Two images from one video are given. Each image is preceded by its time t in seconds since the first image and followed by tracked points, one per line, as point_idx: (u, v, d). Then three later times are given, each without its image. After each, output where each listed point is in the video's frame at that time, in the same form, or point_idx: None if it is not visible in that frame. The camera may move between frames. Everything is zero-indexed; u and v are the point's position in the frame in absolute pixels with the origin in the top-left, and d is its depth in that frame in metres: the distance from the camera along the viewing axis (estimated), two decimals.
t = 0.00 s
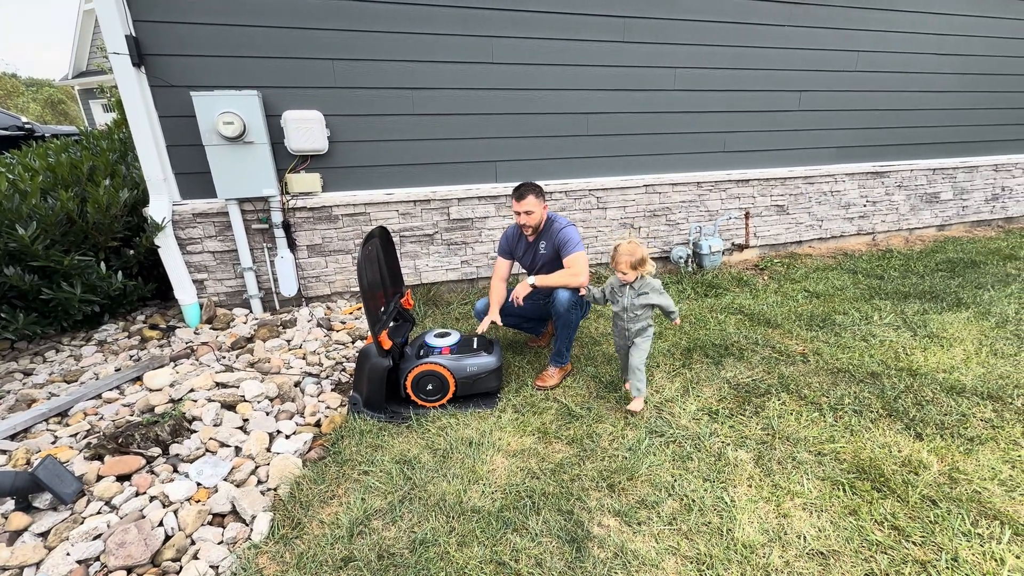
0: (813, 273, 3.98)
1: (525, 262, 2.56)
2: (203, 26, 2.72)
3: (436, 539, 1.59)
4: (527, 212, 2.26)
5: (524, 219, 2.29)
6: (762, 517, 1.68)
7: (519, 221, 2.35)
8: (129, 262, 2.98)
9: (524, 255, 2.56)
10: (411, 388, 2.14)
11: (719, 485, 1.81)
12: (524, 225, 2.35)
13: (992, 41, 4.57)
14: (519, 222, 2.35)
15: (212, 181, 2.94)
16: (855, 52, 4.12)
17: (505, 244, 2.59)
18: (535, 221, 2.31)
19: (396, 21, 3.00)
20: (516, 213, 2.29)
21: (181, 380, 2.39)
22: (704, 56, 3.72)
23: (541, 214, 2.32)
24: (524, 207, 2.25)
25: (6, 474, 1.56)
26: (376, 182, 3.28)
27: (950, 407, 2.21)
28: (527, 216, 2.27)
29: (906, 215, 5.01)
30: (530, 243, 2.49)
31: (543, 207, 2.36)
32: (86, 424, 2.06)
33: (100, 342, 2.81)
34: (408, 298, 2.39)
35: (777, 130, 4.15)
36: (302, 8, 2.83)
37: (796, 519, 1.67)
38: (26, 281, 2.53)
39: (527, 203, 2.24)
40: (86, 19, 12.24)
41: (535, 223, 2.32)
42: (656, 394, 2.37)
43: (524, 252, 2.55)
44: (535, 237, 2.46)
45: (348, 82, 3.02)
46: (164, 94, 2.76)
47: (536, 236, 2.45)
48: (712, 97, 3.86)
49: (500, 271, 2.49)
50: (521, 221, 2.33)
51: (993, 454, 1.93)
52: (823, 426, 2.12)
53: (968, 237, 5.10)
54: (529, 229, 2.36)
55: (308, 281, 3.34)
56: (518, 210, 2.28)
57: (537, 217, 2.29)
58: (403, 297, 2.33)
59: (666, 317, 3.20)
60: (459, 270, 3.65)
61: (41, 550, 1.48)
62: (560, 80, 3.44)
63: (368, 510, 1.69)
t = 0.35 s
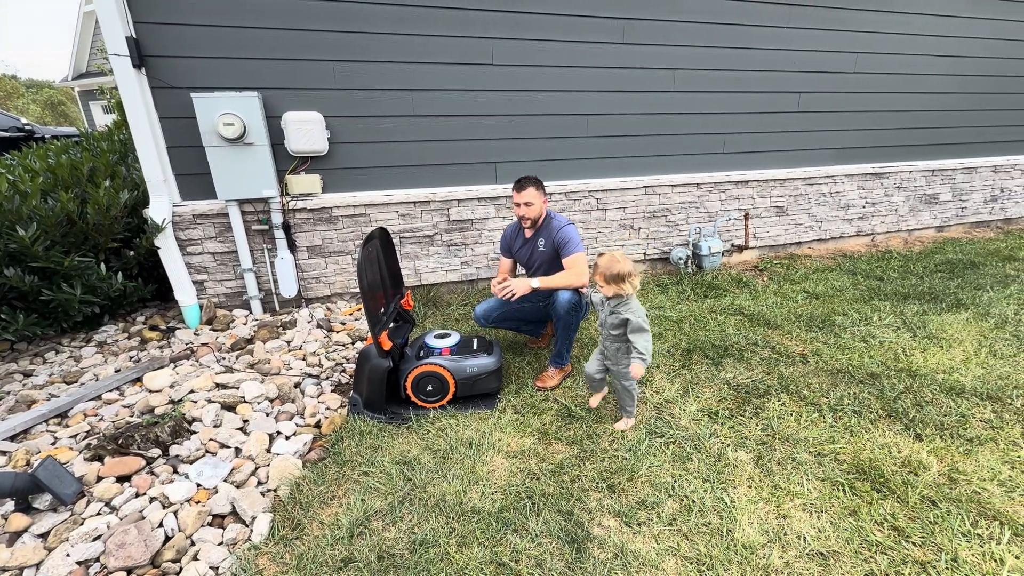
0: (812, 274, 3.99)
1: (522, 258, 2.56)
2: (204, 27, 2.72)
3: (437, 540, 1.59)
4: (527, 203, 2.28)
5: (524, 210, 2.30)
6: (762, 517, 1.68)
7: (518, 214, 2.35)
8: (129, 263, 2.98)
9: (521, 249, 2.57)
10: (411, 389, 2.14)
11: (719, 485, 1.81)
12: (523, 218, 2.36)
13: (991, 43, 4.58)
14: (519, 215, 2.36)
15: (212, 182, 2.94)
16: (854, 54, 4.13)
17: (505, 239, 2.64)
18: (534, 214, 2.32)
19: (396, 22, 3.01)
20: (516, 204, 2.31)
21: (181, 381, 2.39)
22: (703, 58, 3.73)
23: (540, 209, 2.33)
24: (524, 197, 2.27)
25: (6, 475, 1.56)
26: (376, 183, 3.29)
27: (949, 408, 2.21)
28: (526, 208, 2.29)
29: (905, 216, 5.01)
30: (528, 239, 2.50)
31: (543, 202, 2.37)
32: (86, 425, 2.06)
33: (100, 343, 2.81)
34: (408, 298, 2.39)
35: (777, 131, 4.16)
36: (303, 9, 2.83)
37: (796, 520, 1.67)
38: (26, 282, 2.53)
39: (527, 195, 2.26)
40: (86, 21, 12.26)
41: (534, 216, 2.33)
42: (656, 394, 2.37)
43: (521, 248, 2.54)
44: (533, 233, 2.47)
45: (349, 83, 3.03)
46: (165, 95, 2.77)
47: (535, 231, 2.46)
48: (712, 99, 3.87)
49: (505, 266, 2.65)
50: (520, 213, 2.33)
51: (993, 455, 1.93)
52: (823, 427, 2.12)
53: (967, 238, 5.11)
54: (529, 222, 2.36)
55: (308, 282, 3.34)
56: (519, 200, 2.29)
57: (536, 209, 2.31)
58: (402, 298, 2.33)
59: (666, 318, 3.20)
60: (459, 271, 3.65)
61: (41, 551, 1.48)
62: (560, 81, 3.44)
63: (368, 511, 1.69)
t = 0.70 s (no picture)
0: (812, 275, 4.00)
1: (521, 256, 2.55)
2: (204, 28, 2.73)
3: (437, 540, 1.59)
4: (530, 198, 2.30)
5: (527, 205, 2.31)
6: (762, 518, 1.68)
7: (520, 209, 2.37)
8: (129, 264, 2.99)
9: (521, 248, 2.56)
10: (411, 390, 2.15)
11: (719, 486, 1.81)
12: (525, 214, 2.37)
13: (990, 45, 4.60)
14: (520, 211, 2.37)
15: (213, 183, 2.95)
16: (853, 56, 4.15)
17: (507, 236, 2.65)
18: (536, 211, 2.33)
19: (396, 24, 3.01)
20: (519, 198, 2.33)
21: (181, 382, 2.39)
22: (703, 59, 3.74)
23: (542, 207, 2.34)
24: (527, 192, 2.28)
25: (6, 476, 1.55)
26: (376, 184, 3.29)
27: (949, 408, 2.21)
28: (528, 203, 2.30)
29: (904, 217, 5.02)
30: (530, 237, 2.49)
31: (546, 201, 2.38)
32: (86, 426, 2.06)
33: (101, 343, 2.81)
34: (408, 300, 2.40)
35: (776, 133, 4.17)
36: (303, 11, 2.84)
37: (796, 520, 1.67)
38: (27, 283, 2.53)
39: (529, 189, 2.28)
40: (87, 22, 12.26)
41: (535, 213, 2.34)
42: (655, 395, 2.37)
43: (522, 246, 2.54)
44: (534, 232, 2.47)
45: (349, 85, 3.04)
46: (165, 97, 2.77)
47: (536, 230, 2.45)
48: (711, 100, 3.88)
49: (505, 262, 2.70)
50: (522, 209, 2.35)
51: (992, 456, 1.93)
52: (822, 427, 2.12)
53: (966, 239, 5.12)
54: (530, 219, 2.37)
55: (308, 283, 3.34)
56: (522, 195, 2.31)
57: (538, 205, 2.32)
58: (402, 299, 2.33)
59: (666, 319, 3.21)
60: (459, 272, 3.66)
61: (41, 552, 1.48)
62: (560, 83, 3.45)
63: (368, 512, 1.69)
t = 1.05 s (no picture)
0: (811, 276, 4.00)
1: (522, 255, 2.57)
2: (205, 30, 2.73)
3: (437, 541, 1.59)
4: (532, 199, 2.29)
5: (528, 206, 2.31)
6: (761, 518, 1.68)
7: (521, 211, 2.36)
8: (129, 265, 2.99)
9: (522, 248, 2.58)
10: (411, 391, 2.15)
11: (718, 487, 1.82)
12: (526, 215, 2.37)
13: (988, 47, 4.62)
14: (522, 212, 2.36)
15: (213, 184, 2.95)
16: (852, 57, 4.16)
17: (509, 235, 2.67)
18: (537, 213, 2.32)
19: (396, 25, 3.02)
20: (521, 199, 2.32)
21: (181, 383, 2.40)
22: (702, 61, 3.76)
23: (543, 210, 2.33)
24: (528, 192, 2.28)
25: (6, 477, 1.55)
26: (376, 185, 3.30)
27: (948, 409, 2.22)
28: (531, 204, 2.29)
29: (903, 218, 5.03)
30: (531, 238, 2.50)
31: (549, 205, 2.36)
32: (86, 427, 2.06)
33: (100, 344, 2.81)
34: (409, 301, 2.40)
35: (775, 134, 4.18)
36: (303, 13, 2.85)
37: (795, 521, 1.67)
38: (27, 284, 2.53)
39: (532, 191, 2.26)
40: (87, 23, 12.27)
41: (536, 215, 2.33)
42: (655, 396, 2.38)
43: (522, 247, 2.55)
44: (536, 234, 2.46)
45: (349, 86, 3.04)
46: (166, 98, 2.78)
47: (537, 232, 2.45)
48: (710, 102, 3.89)
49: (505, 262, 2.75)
50: (524, 210, 2.34)
51: (991, 456, 1.94)
52: (821, 428, 2.13)
53: (965, 240, 5.14)
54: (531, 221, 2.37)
55: (308, 284, 3.35)
56: (523, 196, 2.30)
57: (540, 208, 2.31)
58: (402, 300, 2.33)
59: (665, 320, 3.21)
60: (458, 273, 3.66)
61: (41, 552, 1.48)
62: (559, 84, 3.46)
63: (368, 513, 1.70)
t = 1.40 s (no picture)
0: (810, 277, 4.01)
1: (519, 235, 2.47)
2: (205, 32, 2.73)
3: (436, 543, 1.59)
4: (523, 176, 2.16)
5: (520, 183, 2.18)
6: (761, 520, 1.69)
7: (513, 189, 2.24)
8: (129, 267, 2.99)
9: (518, 227, 2.47)
10: (411, 392, 2.16)
11: (718, 488, 1.82)
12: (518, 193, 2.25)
13: (985, 49, 4.64)
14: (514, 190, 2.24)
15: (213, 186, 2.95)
16: (850, 59, 4.17)
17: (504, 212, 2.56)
18: (531, 190, 2.21)
19: (395, 27, 3.03)
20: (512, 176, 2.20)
21: (180, 385, 2.40)
22: (701, 63, 3.77)
23: (536, 186, 2.21)
24: (520, 169, 2.16)
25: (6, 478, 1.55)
26: (376, 187, 3.30)
27: (946, 411, 2.22)
28: (523, 181, 2.18)
29: (902, 220, 5.04)
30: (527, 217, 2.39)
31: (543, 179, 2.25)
32: (86, 428, 2.06)
33: (100, 346, 2.81)
34: (408, 302, 2.41)
35: (774, 136, 4.19)
36: (303, 15, 2.85)
37: (795, 522, 1.68)
38: (26, 285, 2.53)
39: (523, 167, 2.15)
40: (86, 25, 12.28)
41: (530, 193, 2.21)
42: (654, 397, 2.38)
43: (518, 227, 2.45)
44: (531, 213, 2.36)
45: (349, 88, 3.05)
46: (166, 100, 2.78)
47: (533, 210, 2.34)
48: (709, 104, 3.90)
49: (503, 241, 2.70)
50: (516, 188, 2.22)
51: (989, 457, 1.95)
52: (820, 430, 2.13)
53: (963, 242, 5.15)
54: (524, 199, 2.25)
55: (307, 286, 3.35)
56: (514, 173, 2.18)
57: (533, 184, 2.20)
58: (402, 302, 2.33)
59: (664, 321, 3.21)
60: (458, 274, 3.66)
61: (40, 554, 1.48)
62: (559, 86, 3.47)
63: (368, 514, 1.70)
